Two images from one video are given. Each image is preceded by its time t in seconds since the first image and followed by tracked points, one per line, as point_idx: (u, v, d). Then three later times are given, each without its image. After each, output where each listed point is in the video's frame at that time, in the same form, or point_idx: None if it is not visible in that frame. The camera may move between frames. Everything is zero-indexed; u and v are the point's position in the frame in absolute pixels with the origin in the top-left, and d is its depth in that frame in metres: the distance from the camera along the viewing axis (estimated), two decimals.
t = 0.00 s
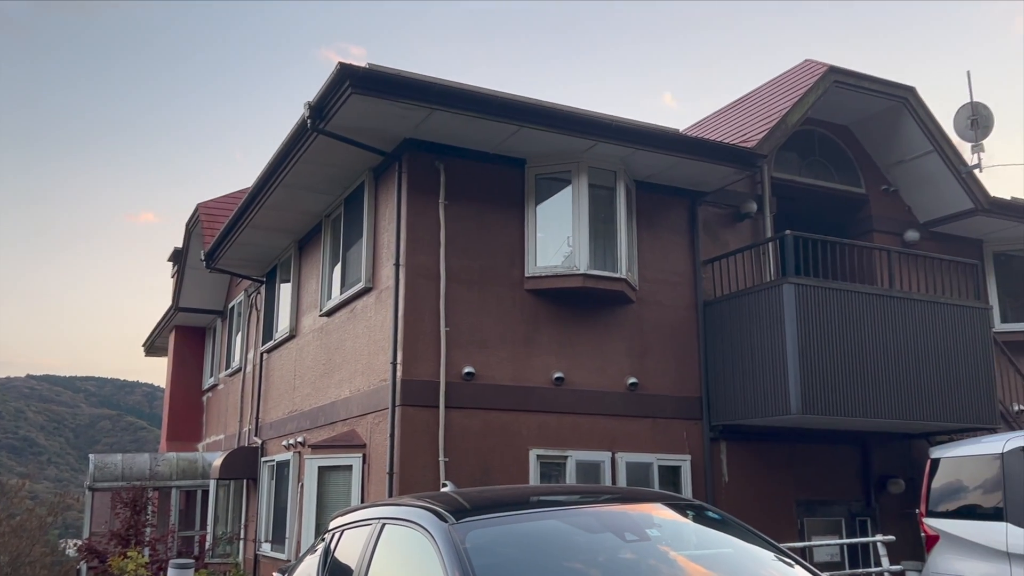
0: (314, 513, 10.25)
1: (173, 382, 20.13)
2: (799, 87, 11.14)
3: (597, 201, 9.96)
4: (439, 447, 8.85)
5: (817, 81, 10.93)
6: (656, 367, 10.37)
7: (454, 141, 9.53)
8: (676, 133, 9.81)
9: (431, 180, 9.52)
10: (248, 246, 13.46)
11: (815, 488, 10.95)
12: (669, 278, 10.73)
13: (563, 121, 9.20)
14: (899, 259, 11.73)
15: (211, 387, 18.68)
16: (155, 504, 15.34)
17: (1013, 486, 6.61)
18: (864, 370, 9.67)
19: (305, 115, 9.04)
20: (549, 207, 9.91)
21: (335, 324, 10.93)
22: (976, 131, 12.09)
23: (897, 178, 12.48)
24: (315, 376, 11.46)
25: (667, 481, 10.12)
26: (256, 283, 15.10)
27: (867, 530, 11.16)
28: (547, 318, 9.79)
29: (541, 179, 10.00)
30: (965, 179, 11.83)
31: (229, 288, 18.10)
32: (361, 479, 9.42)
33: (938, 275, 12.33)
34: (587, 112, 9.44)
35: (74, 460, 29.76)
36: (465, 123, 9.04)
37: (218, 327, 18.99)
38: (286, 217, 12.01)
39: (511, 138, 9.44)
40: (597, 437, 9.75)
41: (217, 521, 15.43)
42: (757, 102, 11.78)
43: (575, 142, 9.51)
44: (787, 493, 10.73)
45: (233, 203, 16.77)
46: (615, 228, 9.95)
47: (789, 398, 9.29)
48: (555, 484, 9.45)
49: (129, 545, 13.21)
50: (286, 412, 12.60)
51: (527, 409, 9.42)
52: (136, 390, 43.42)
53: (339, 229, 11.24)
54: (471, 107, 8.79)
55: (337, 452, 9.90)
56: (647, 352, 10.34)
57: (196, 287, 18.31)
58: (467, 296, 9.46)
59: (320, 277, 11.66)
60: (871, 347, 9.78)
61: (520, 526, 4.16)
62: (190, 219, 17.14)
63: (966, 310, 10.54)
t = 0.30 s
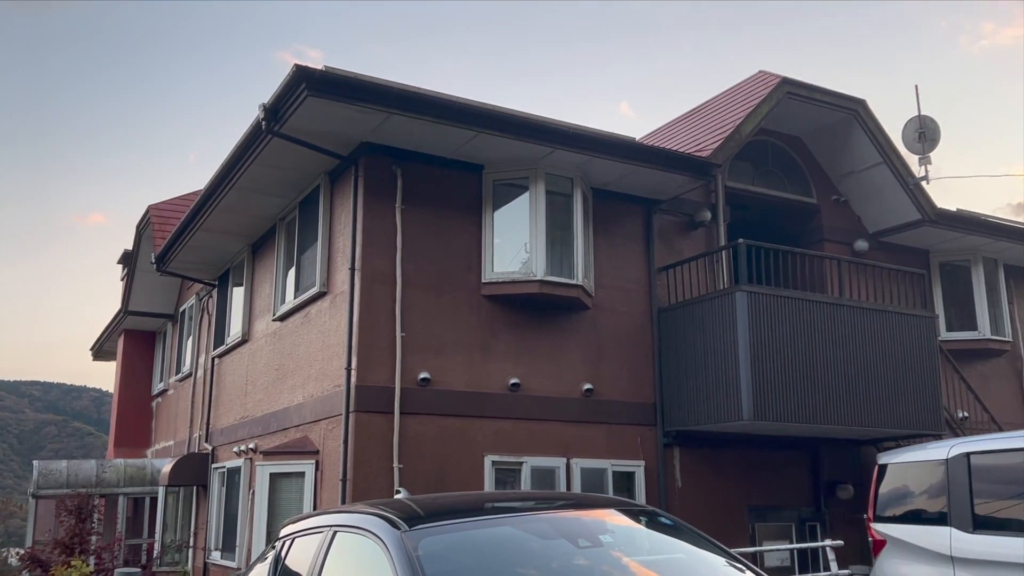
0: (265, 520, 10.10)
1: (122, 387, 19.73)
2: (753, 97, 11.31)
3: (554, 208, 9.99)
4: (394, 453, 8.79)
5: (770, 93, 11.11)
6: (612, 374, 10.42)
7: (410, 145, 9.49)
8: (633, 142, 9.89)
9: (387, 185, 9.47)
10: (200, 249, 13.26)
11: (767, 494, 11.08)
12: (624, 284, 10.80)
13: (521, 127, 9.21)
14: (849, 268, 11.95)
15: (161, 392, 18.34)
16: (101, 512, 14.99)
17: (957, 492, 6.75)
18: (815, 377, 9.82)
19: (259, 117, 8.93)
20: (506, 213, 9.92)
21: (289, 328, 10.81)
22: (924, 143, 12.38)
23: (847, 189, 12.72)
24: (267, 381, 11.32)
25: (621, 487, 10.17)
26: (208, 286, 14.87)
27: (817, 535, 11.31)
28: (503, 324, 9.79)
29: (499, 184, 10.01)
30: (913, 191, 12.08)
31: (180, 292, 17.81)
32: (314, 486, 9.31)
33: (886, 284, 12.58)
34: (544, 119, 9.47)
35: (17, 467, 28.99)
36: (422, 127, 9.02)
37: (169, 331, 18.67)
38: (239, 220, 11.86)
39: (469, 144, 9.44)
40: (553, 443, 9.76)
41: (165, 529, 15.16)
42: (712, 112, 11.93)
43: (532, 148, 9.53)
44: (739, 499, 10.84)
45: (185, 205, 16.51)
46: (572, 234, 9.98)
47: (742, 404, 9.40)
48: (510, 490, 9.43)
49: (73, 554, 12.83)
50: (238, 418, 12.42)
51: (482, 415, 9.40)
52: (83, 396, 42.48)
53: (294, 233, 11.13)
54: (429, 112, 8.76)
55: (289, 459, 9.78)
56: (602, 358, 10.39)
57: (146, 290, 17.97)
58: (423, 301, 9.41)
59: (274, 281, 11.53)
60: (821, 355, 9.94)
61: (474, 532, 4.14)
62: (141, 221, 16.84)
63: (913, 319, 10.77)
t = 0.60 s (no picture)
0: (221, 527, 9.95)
1: (74, 391, 19.34)
2: (713, 105, 11.43)
3: (516, 213, 9.99)
4: (353, 459, 8.71)
5: (730, 101, 11.24)
6: (572, 379, 10.44)
7: (372, 148, 9.43)
8: (595, 148, 9.93)
9: (348, 188, 9.41)
10: (156, 252, 13.05)
11: (725, 499, 11.18)
12: (585, 289, 10.84)
13: (483, 132, 9.21)
14: (806, 275, 12.13)
15: (115, 397, 18.03)
16: (51, 519, 14.69)
17: (910, 495, 6.86)
18: (772, 383, 9.93)
19: (218, 118, 8.81)
20: (468, 217, 9.91)
21: (246, 332, 10.67)
22: (878, 153, 12.62)
23: (804, 197, 12.91)
24: (224, 385, 11.17)
25: (582, 492, 10.19)
26: (165, 289, 14.64)
27: (773, 539, 11.43)
28: (464, 329, 9.76)
29: (461, 189, 9.99)
30: (868, 200, 12.29)
31: (136, 295, 17.51)
32: (271, 491, 9.19)
33: (842, 291, 12.79)
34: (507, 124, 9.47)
35: None
36: (383, 131, 8.97)
37: (124, 334, 18.35)
38: (196, 223, 11.70)
39: (431, 148, 9.41)
40: (513, 448, 9.75)
41: (118, 536, 14.92)
42: (673, 120, 12.03)
43: (495, 153, 9.53)
44: (697, 503, 10.93)
45: (141, 207, 16.25)
46: (533, 239, 10.00)
47: (700, 410, 9.47)
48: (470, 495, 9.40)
49: (22, 563, 12.48)
50: (193, 423, 12.23)
51: (442, 420, 9.36)
52: (34, 400, 41.58)
53: (252, 236, 11.00)
54: (391, 115, 8.72)
55: (246, 464, 9.64)
56: (563, 363, 10.41)
57: (101, 292, 17.65)
58: (384, 305, 9.35)
59: (232, 284, 11.38)
60: (778, 361, 10.06)
61: (432, 538, 4.12)
62: (96, 222, 16.54)
63: (868, 326, 10.95)
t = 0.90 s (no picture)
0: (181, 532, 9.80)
1: (32, 394, 18.98)
2: (679, 111, 11.51)
3: (483, 216, 9.99)
4: (317, 464, 8.63)
5: (695, 107, 11.33)
6: (539, 382, 10.45)
7: (338, 150, 9.37)
8: (562, 152, 9.96)
9: (314, 190, 9.34)
10: (117, 253, 12.86)
11: (689, 502, 11.25)
12: (551, 293, 10.86)
13: (451, 135, 9.19)
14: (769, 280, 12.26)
15: (75, 400, 17.72)
16: (7, 525, 14.40)
17: (871, 497, 6.96)
18: (735, 386, 10.02)
19: (181, 118, 8.70)
20: (435, 220, 9.88)
21: (209, 335, 10.55)
22: (841, 160, 12.80)
23: (768, 203, 13.06)
24: (187, 389, 11.03)
25: (547, 495, 10.19)
26: (126, 291, 14.43)
27: (737, 541, 11.53)
28: (430, 332, 9.73)
29: (428, 192, 9.97)
30: (831, 206, 12.46)
31: (96, 297, 17.24)
32: (233, 496, 9.08)
33: (804, 295, 12.95)
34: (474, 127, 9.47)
35: None
36: (350, 133, 8.92)
37: (83, 337, 18.05)
38: (159, 224, 11.55)
39: (398, 150, 9.37)
40: (479, 452, 9.74)
41: (77, 542, 14.68)
42: (639, 125, 12.11)
43: (462, 157, 9.52)
44: (662, 506, 10.99)
45: (102, 207, 16.01)
46: (501, 243, 10.00)
47: (665, 414, 9.53)
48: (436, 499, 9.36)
49: None
50: (155, 427, 12.05)
51: (408, 424, 9.31)
52: None
53: (215, 238, 10.88)
54: (357, 117, 8.68)
55: (208, 469, 9.52)
56: (529, 367, 10.41)
57: (60, 294, 17.34)
58: (350, 308, 9.30)
59: (194, 287, 11.24)
60: (742, 365, 10.15)
61: (396, 543, 4.09)
62: (55, 223, 16.26)
63: (830, 330, 11.09)
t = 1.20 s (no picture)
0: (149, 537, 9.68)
1: None
2: (651, 114, 11.57)
3: (456, 218, 9.96)
4: (287, 467, 8.57)
5: (667, 110, 11.39)
6: (511, 384, 10.45)
7: (310, 151, 9.31)
8: (535, 154, 9.96)
9: (284, 191, 9.27)
10: (84, 254, 12.68)
11: (661, 503, 11.31)
12: (524, 295, 10.86)
13: (424, 136, 9.17)
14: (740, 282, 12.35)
15: (40, 402, 17.43)
16: None
17: (839, 498, 7.03)
18: (707, 388, 10.09)
19: (150, 118, 8.60)
20: (408, 222, 9.85)
21: (178, 337, 10.44)
22: (811, 164, 12.92)
23: (739, 206, 13.15)
24: (155, 391, 10.90)
25: (519, 497, 10.19)
26: (93, 292, 14.23)
27: (707, 542, 11.61)
28: (402, 334, 9.70)
29: (400, 193, 9.93)
30: (801, 209, 12.58)
31: (63, 298, 16.98)
32: (202, 500, 8.98)
33: (774, 298, 13.06)
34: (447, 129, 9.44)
35: None
36: (321, 133, 8.86)
37: (49, 338, 17.77)
38: (127, 224, 11.40)
39: (370, 151, 9.33)
40: (451, 454, 9.71)
41: (42, 547, 14.45)
42: (612, 128, 12.15)
43: (434, 158, 9.49)
44: (634, 508, 11.03)
45: (69, 207, 15.77)
46: (473, 245, 9.98)
47: (637, 415, 9.56)
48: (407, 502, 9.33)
49: None
50: (122, 430, 11.89)
51: (379, 426, 9.27)
52: None
53: (184, 238, 10.76)
54: (329, 117, 8.63)
55: (176, 472, 9.41)
56: (502, 369, 10.41)
57: (26, 295, 17.07)
58: (321, 310, 9.24)
59: (163, 288, 11.11)
60: (713, 366, 10.21)
61: (366, 547, 4.06)
62: (21, 223, 15.99)
63: (799, 332, 11.20)
